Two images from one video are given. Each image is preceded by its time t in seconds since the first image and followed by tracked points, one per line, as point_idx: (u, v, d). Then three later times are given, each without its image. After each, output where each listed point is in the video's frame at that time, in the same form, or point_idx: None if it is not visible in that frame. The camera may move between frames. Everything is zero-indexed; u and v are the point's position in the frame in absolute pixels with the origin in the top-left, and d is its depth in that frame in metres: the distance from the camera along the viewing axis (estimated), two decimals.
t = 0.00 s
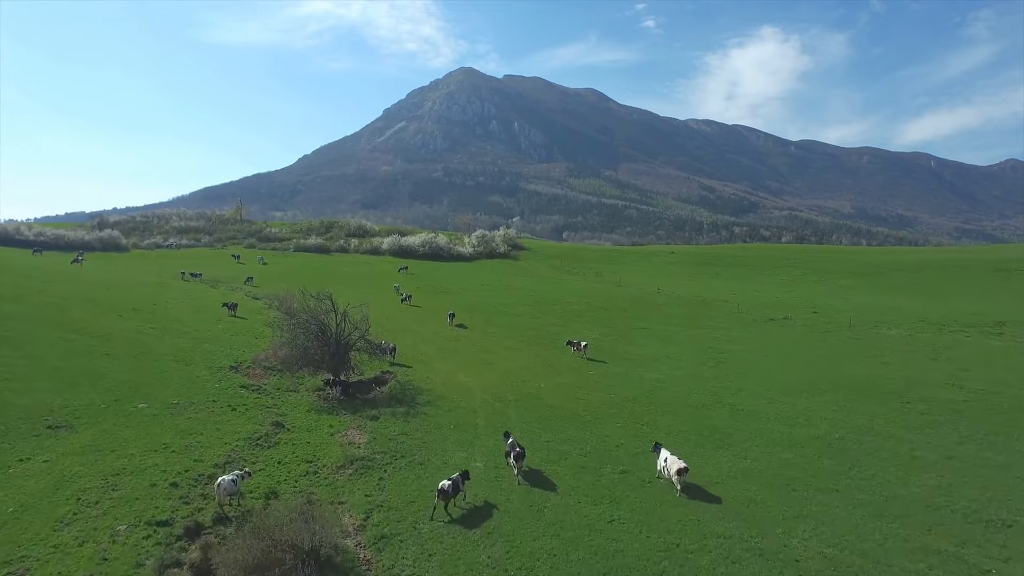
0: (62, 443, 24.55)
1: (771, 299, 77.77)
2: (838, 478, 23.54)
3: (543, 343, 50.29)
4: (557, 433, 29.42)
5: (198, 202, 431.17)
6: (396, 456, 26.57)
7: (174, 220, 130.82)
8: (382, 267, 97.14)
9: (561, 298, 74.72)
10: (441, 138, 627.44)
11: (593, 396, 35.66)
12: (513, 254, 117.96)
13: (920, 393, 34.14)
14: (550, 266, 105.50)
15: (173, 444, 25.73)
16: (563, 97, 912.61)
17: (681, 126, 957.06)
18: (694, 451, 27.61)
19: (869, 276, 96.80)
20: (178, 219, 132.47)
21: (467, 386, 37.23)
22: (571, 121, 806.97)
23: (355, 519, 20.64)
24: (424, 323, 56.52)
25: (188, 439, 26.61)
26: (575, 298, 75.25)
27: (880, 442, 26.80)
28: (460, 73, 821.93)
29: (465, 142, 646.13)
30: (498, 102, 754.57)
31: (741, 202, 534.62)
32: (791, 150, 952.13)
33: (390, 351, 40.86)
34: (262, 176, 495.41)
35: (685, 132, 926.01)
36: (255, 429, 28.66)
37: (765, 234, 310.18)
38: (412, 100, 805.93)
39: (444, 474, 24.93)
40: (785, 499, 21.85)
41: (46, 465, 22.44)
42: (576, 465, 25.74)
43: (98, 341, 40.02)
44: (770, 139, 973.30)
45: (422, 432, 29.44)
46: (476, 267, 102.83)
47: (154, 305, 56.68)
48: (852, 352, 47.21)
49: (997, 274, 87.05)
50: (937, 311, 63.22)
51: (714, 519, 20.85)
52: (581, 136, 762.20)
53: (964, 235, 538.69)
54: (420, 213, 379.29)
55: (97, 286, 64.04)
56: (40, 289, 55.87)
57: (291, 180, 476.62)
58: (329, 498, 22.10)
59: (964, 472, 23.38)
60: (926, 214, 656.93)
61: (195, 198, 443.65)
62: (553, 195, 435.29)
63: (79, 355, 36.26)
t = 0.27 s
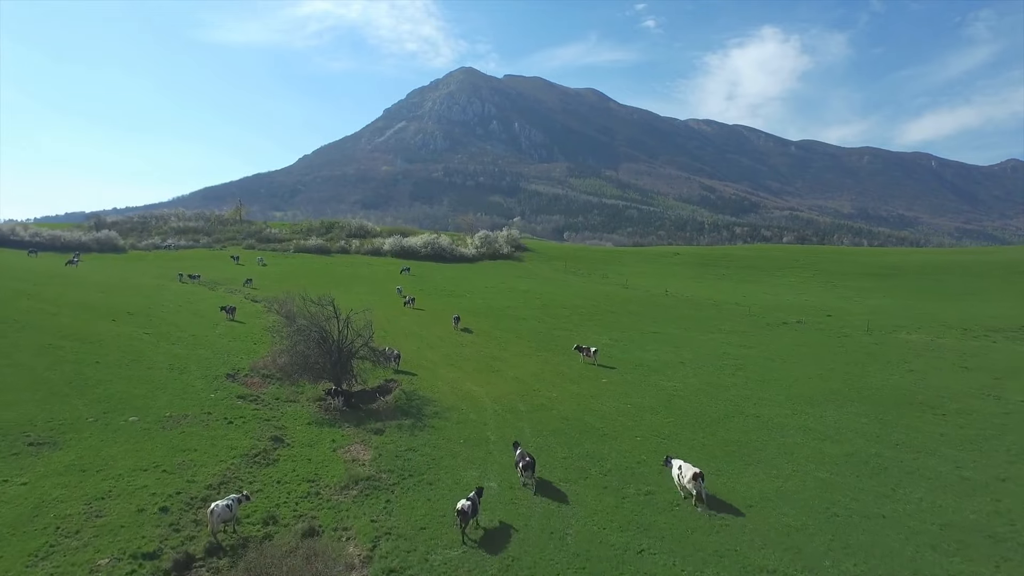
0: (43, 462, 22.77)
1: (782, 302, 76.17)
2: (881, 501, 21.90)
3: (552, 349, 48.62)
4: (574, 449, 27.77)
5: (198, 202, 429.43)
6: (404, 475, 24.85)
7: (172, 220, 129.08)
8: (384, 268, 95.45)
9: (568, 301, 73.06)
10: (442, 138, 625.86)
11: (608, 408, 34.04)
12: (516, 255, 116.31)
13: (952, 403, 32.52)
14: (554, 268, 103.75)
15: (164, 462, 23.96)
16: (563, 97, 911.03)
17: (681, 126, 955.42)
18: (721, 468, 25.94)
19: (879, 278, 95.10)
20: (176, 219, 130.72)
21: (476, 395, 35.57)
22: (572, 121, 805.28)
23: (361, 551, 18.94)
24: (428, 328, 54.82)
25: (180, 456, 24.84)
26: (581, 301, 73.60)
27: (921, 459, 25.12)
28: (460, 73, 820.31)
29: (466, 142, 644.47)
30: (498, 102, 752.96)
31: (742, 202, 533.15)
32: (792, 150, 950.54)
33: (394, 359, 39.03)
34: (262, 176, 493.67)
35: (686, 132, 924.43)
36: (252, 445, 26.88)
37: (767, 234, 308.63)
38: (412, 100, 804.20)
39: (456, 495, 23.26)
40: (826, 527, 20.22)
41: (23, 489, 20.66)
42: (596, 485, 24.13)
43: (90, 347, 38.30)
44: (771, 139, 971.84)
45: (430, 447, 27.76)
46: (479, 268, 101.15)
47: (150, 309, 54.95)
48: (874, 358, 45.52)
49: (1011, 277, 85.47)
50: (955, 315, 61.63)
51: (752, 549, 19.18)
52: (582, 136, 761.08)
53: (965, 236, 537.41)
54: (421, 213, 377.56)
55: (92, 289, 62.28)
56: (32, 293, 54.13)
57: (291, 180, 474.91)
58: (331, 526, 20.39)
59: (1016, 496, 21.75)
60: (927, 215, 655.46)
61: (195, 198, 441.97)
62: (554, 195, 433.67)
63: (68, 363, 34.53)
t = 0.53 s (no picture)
0: (22, 483, 21.20)
1: (791, 305, 74.75)
2: (924, 526, 20.44)
3: (560, 353, 47.19)
4: (589, 465, 26.33)
5: (197, 203, 427.85)
6: (410, 495, 23.33)
7: (170, 221, 127.62)
8: (384, 270, 94.04)
9: (573, 304, 71.63)
10: (442, 138, 624.51)
11: (622, 419, 32.60)
12: (518, 256, 114.85)
13: (983, 414, 31.07)
14: (558, 269, 102.29)
15: (153, 482, 22.39)
16: (563, 97, 909.54)
17: (681, 126, 954.47)
18: (746, 486, 24.48)
19: (888, 280, 93.65)
20: (174, 219, 129.26)
21: (482, 404, 34.09)
22: (572, 121, 804.00)
23: None
24: (431, 333, 53.36)
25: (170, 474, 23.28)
26: (587, 304, 72.19)
27: (961, 477, 23.66)
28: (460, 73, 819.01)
29: (466, 142, 642.97)
30: (498, 102, 751.75)
31: (742, 202, 531.64)
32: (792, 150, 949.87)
33: (397, 366, 37.45)
34: (261, 176, 492.15)
35: (686, 132, 923.32)
36: (249, 461, 25.34)
37: (768, 234, 307.38)
38: (412, 100, 802.80)
39: (466, 517, 21.79)
40: (868, 557, 18.78)
41: None
42: (615, 506, 22.70)
43: (80, 354, 36.81)
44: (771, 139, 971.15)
45: (437, 462, 26.26)
46: (481, 269, 99.73)
47: (145, 313, 53.44)
48: (892, 363, 44.06)
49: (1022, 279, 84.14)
50: (970, 318, 60.22)
51: None
52: (582, 136, 759.75)
53: (966, 236, 536.59)
54: (421, 213, 376.13)
55: (86, 292, 60.79)
56: (23, 296, 52.65)
57: (291, 180, 473.35)
58: (334, 556, 18.98)
59: None
60: (927, 215, 654.80)
61: (194, 198, 440.47)
62: (554, 195, 432.33)
63: (57, 371, 33.01)
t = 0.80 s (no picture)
0: None
1: (800, 308, 73.15)
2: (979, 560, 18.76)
3: (568, 360, 45.53)
4: (607, 485, 24.75)
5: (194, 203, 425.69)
6: (417, 521, 21.61)
7: (166, 221, 125.73)
8: (384, 272, 92.28)
9: (577, 307, 69.97)
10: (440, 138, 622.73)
11: (637, 432, 30.92)
12: (520, 257, 113.15)
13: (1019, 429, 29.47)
14: (561, 271, 100.56)
15: (137, 507, 20.60)
16: (562, 96, 907.94)
17: (680, 126, 953.27)
18: (778, 508, 22.89)
19: (897, 282, 92.00)
20: (170, 220, 127.39)
21: (490, 416, 32.38)
22: (571, 121, 802.43)
23: None
24: (434, 339, 51.67)
25: (157, 497, 21.49)
26: (592, 307, 70.53)
27: (1009, 501, 22.12)
28: (459, 73, 817.28)
29: (464, 142, 641.11)
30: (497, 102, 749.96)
31: (742, 202, 530.22)
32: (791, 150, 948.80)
33: (400, 375, 35.66)
34: (259, 176, 490.02)
35: (685, 132, 922.19)
36: (243, 482, 23.58)
37: (768, 234, 306.00)
38: (411, 100, 800.91)
39: (479, 546, 20.17)
40: None
41: None
42: (640, 533, 21.02)
43: (67, 364, 34.99)
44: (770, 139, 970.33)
45: (444, 483, 24.55)
46: (482, 271, 97.99)
47: (138, 318, 51.65)
48: (914, 370, 42.45)
49: None
50: (987, 323, 58.65)
51: None
52: (581, 136, 758.20)
53: (966, 236, 536.05)
54: (420, 213, 374.22)
55: (77, 295, 59.00)
56: (11, 300, 50.84)
57: (289, 180, 471.21)
58: None
59: None
60: (926, 215, 653.96)
61: (191, 198, 438.24)
62: (554, 195, 430.66)
63: (41, 382, 31.25)
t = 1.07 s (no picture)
0: None
1: (811, 310, 71.46)
2: None
3: (577, 366, 43.80)
4: (629, 507, 23.08)
5: (193, 203, 423.64)
6: (426, 550, 19.87)
7: (162, 222, 123.84)
8: (384, 273, 90.50)
9: (583, 310, 68.23)
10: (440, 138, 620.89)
11: (656, 447, 29.20)
12: (522, 258, 111.40)
13: None
14: (564, 272, 98.79)
15: (119, 537, 18.82)
16: (562, 96, 906.29)
17: (680, 126, 951.92)
18: (816, 533, 21.17)
19: (907, 283, 90.26)
20: (167, 220, 125.50)
21: (499, 429, 30.66)
22: (570, 121, 800.79)
23: None
24: (437, 343, 49.92)
25: (141, 525, 19.70)
26: (598, 310, 68.78)
27: None
28: (458, 72, 815.42)
29: (464, 142, 639.27)
30: (497, 102, 748.18)
31: (742, 202, 528.66)
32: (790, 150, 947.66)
33: (404, 385, 33.89)
34: (258, 176, 488.01)
35: (685, 132, 920.45)
36: (235, 504, 21.81)
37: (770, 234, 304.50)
38: (411, 100, 798.58)
39: None
40: None
41: None
42: (668, 565, 19.33)
43: (52, 373, 33.19)
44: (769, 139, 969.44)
45: (453, 505, 22.83)
46: (485, 272, 96.23)
47: (130, 322, 49.82)
48: (938, 377, 40.74)
49: None
50: (1006, 327, 56.97)
51: None
52: (581, 136, 756.56)
53: (965, 236, 535.02)
54: (419, 213, 372.33)
55: (68, 298, 57.18)
56: None
57: (288, 180, 469.21)
58: None
59: None
60: (926, 215, 652.79)
61: (190, 198, 436.19)
62: (553, 195, 428.96)
63: (22, 394, 29.47)
